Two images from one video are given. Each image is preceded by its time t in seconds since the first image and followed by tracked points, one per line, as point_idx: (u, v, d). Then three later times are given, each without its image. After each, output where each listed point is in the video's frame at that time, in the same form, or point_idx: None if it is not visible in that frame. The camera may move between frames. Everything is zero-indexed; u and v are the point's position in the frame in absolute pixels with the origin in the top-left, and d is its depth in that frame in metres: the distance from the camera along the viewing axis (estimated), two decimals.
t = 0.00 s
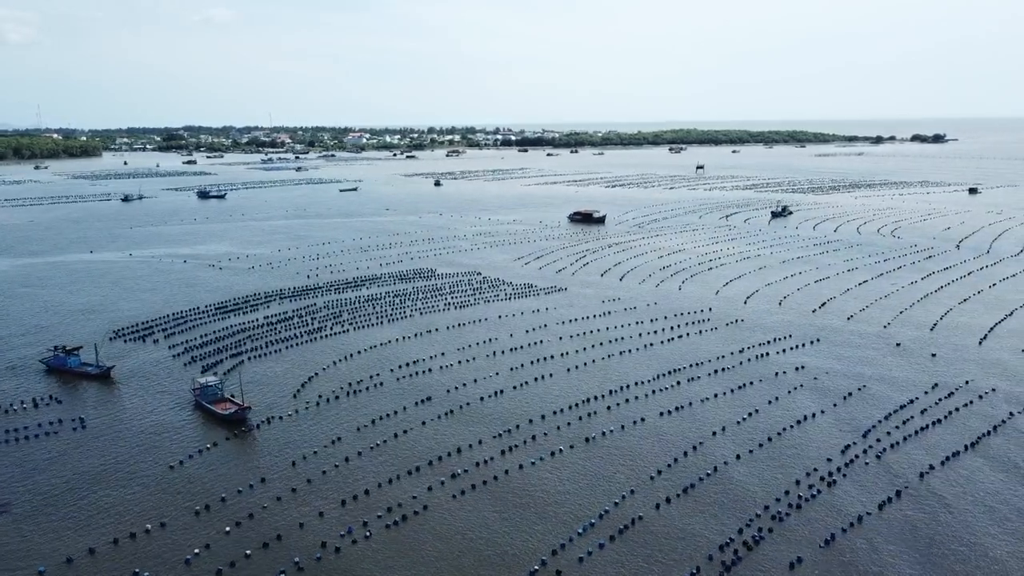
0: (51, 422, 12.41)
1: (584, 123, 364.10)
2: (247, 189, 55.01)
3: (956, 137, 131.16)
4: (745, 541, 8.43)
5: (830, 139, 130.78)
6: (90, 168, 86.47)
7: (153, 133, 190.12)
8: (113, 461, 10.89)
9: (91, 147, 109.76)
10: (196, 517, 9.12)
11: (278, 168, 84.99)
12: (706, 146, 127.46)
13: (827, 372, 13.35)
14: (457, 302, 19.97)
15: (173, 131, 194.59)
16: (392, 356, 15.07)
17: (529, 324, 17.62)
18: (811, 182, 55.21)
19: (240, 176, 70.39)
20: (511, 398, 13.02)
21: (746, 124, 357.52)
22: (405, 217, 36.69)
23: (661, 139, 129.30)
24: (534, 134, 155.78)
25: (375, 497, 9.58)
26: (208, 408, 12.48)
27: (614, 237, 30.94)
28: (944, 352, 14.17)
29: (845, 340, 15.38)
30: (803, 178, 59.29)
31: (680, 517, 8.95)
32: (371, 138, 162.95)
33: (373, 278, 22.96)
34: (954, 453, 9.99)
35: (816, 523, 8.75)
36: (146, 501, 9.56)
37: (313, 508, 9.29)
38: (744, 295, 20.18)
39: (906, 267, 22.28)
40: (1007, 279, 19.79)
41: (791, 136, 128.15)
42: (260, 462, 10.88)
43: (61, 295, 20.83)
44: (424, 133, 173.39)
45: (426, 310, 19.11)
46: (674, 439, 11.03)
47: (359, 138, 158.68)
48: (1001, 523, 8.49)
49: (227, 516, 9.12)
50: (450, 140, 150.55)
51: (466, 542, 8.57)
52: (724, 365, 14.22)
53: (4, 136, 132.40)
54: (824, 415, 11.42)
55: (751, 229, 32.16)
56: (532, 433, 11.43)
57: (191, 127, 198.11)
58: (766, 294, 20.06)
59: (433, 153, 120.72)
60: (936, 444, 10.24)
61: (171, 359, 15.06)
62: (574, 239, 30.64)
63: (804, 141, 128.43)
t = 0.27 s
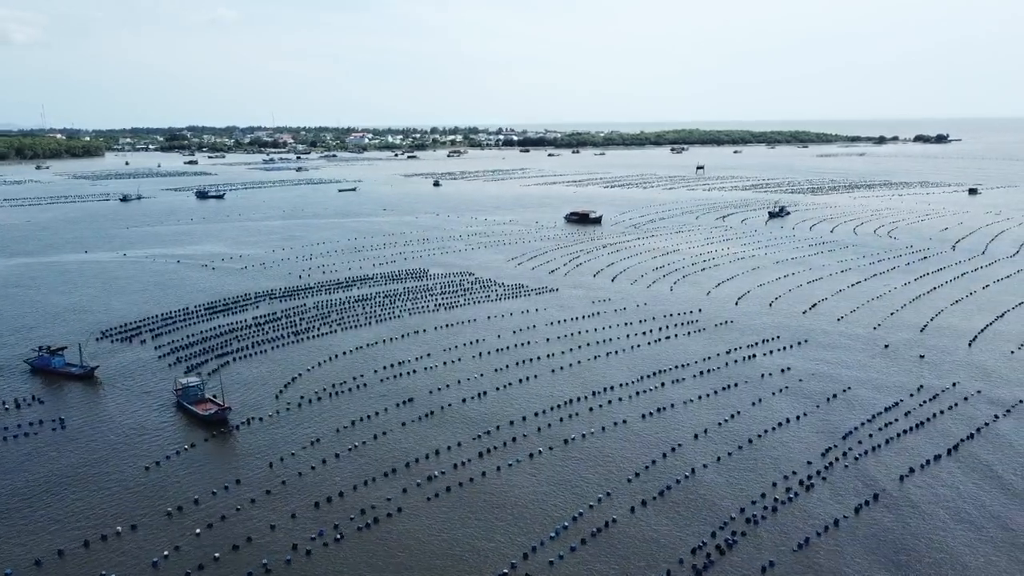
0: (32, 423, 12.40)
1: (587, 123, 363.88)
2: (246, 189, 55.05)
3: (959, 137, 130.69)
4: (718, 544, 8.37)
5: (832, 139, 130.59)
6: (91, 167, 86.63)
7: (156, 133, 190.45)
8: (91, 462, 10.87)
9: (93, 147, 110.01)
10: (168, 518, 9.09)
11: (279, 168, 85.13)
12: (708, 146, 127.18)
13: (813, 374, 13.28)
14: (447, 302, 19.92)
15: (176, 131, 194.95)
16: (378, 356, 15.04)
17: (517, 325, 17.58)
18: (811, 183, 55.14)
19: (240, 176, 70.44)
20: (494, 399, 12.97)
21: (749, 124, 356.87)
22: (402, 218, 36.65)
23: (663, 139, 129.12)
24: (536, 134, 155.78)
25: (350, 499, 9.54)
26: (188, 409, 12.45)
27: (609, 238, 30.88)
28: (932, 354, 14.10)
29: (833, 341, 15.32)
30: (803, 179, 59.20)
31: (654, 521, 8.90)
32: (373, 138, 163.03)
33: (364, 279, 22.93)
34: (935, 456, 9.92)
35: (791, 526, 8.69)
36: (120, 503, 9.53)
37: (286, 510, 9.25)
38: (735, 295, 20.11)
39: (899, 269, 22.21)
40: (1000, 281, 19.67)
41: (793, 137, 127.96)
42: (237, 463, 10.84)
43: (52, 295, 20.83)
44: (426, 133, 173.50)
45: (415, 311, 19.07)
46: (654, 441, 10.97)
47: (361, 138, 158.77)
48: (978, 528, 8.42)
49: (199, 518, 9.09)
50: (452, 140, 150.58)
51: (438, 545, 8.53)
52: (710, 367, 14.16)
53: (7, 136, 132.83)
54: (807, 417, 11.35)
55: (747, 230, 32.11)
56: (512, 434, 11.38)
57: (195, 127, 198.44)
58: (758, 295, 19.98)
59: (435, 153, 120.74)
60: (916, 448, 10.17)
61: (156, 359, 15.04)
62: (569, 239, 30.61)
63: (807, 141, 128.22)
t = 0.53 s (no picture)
0: (16, 423, 12.39)
1: (590, 124, 363.73)
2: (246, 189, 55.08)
3: (962, 138, 130.27)
4: (695, 547, 8.32)
5: (835, 139, 130.34)
6: (93, 167, 86.82)
7: (159, 133, 190.83)
8: (72, 464, 10.85)
9: (96, 147, 110.25)
10: (145, 520, 9.06)
11: (279, 168, 85.28)
12: (710, 146, 127.01)
13: (801, 376, 13.21)
14: (440, 303, 19.88)
15: (180, 131, 195.34)
16: (366, 357, 15.00)
17: (508, 326, 17.53)
18: (811, 183, 55.04)
19: (241, 176, 70.55)
20: (479, 400, 12.92)
21: (753, 125, 356.28)
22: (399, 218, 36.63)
23: (666, 139, 129.04)
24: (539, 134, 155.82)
25: (329, 501, 9.49)
26: (173, 409, 12.43)
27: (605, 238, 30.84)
28: (923, 356, 14.02)
29: (824, 342, 15.25)
30: (804, 179, 59.09)
31: (633, 523, 8.84)
32: (375, 138, 163.25)
33: (358, 279, 22.90)
34: (919, 459, 9.85)
35: (770, 529, 8.63)
36: (98, 505, 9.51)
37: (264, 512, 9.21)
38: (728, 296, 20.04)
39: (895, 269, 22.15)
40: (995, 283, 19.58)
41: (796, 137, 127.74)
42: (219, 464, 10.81)
43: (44, 295, 20.84)
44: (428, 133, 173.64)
45: (406, 311, 19.03)
46: (638, 442, 10.91)
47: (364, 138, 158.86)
48: (958, 531, 8.36)
49: (176, 520, 9.05)
50: (454, 140, 150.66)
51: (413, 547, 8.48)
52: (698, 368, 14.09)
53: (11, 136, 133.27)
54: (792, 419, 11.29)
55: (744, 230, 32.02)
56: (496, 435, 11.33)
57: (198, 127, 198.85)
58: (751, 296, 19.92)
59: (437, 153, 120.82)
60: (902, 451, 10.10)
61: (144, 359, 15.02)
62: (565, 240, 30.57)
63: (810, 141, 128.00)
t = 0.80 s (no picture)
0: None
1: (594, 124, 363.55)
2: (246, 189, 55.16)
3: (966, 138, 129.82)
4: (667, 551, 8.26)
5: (840, 140, 129.93)
6: (96, 167, 87.08)
7: (163, 134, 191.35)
8: (50, 465, 10.83)
9: (100, 147, 110.62)
10: (117, 522, 9.02)
11: (281, 168, 85.45)
12: (713, 146, 126.83)
13: (787, 378, 13.13)
14: (431, 303, 19.84)
15: (184, 131, 195.85)
16: (351, 358, 14.96)
17: (497, 327, 17.48)
18: (812, 184, 54.90)
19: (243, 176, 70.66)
20: (462, 401, 12.87)
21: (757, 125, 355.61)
22: (397, 218, 36.62)
23: (668, 139, 128.95)
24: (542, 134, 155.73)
25: (303, 504, 9.44)
26: (154, 410, 12.40)
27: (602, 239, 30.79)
28: (911, 358, 13.93)
29: (812, 343, 15.16)
30: (805, 180, 58.92)
31: (607, 527, 8.78)
32: (378, 138, 163.49)
33: (351, 279, 22.89)
34: (900, 463, 9.78)
35: (745, 533, 8.56)
36: (71, 506, 9.48)
37: (237, 514, 9.16)
38: (720, 297, 19.96)
39: (889, 271, 22.05)
40: (989, 285, 19.47)
41: (800, 137, 127.43)
42: (197, 465, 10.78)
43: (36, 295, 20.88)
44: (432, 133, 173.76)
45: (397, 312, 19.00)
46: (618, 445, 10.85)
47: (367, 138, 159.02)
48: (935, 537, 8.29)
49: (148, 522, 9.01)
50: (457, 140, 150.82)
51: (384, 550, 8.43)
52: (684, 370, 14.02)
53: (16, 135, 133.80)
54: (775, 422, 11.21)
55: (742, 231, 31.90)
56: (476, 437, 11.27)
57: (202, 127, 199.42)
58: (743, 297, 19.84)
59: (439, 153, 120.94)
60: (883, 455, 10.02)
61: (130, 360, 15.01)
62: (561, 240, 30.52)
63: (813, 142, 127.66)
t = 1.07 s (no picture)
0: None
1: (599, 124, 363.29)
2: (247, 189, 55.27)
3: (971, 138, 129.28)
4: (639, 556, 8.20)
5: (844, 140, 129.51)
6: (100, 167, 87.29)
7: (168, 134, 191.85)
8: (28, 466, 10.80)
9: (103, 147, 110.91)
10: (89, 524, 8.98)
11: (283, 168, 85.66)
12: (717, 147, 126.68)
13: (774, 381, 13.07)
14: (421, 304, 19.80)
15: (189, 131, 196.33)
16: (337, 360, 14.93)
17: (486, 328, 17.43)
18: (813, 185, 54.74)
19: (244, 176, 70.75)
20: (445, 403, 12.83)
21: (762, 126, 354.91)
22: (394, 219, 36.59)
23: (672, 140, 128.87)
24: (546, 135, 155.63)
25: (277, 506, 9.39)
26: (135, 411, 12.36)
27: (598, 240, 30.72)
28: (900, 360, 13.84)
29: (801, 346, 15.08)
30: (807, 181, 58.73)
31: (581, 530, 8.72)
32: (382, 138, 163.68)
33: (343, 280, 22.86)
34: (880, 467, 9.72)
35: (720, 537, 8.50)
36: (45, 508, 9.45)
37: (209, 516, 9.12)
38: (712, 298, 19.90)
39: (884, 272, 21.94)
40: (983, 287, 19.36)
41: (804, 138, 127.09)
42: (174, 467, 10.73)
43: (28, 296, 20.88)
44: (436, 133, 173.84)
45: (387, 313, 18.97)
46: (598, 447, 10.79)
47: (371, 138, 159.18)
48: (910, 542, 8.21)
49: (120, 523, 8.97)
50: (461, 141, 150.92)
51: (355, 554, 8.38)
52: (670, 372, 13.95)
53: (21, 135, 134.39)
54: (757, 425, 11.14)
55: (739, 232, 31.79)
56: (456, 439, 11.23)
57: (207, 127, 200.12)
58: (736, 299, 19.75)
59: (442, 154, 120.94)
60: (864, 459, 9.95)
61: (116, 360, 14.99)
62: (558, 241, 30.46)
63: (817, 142, 127.32)
